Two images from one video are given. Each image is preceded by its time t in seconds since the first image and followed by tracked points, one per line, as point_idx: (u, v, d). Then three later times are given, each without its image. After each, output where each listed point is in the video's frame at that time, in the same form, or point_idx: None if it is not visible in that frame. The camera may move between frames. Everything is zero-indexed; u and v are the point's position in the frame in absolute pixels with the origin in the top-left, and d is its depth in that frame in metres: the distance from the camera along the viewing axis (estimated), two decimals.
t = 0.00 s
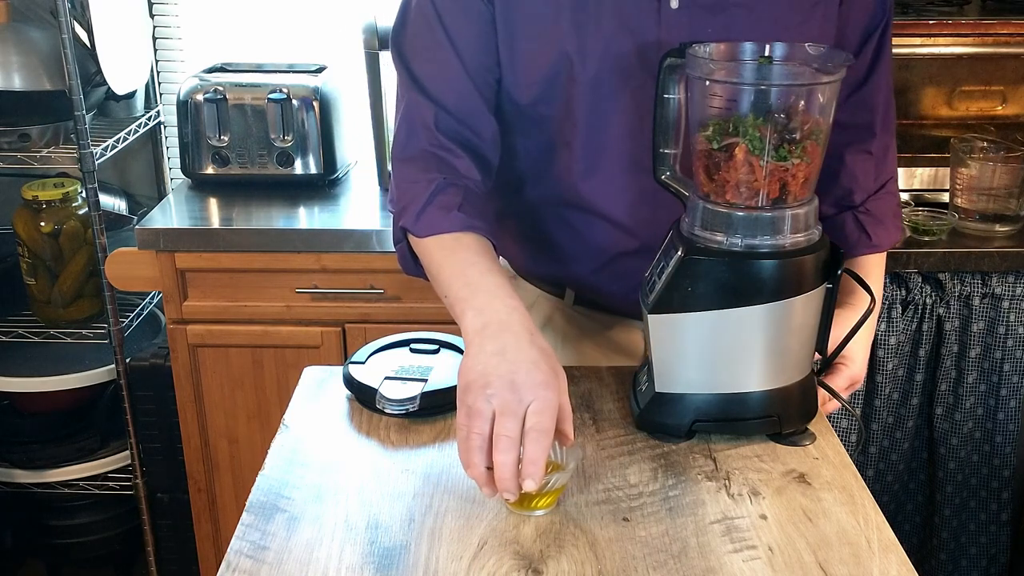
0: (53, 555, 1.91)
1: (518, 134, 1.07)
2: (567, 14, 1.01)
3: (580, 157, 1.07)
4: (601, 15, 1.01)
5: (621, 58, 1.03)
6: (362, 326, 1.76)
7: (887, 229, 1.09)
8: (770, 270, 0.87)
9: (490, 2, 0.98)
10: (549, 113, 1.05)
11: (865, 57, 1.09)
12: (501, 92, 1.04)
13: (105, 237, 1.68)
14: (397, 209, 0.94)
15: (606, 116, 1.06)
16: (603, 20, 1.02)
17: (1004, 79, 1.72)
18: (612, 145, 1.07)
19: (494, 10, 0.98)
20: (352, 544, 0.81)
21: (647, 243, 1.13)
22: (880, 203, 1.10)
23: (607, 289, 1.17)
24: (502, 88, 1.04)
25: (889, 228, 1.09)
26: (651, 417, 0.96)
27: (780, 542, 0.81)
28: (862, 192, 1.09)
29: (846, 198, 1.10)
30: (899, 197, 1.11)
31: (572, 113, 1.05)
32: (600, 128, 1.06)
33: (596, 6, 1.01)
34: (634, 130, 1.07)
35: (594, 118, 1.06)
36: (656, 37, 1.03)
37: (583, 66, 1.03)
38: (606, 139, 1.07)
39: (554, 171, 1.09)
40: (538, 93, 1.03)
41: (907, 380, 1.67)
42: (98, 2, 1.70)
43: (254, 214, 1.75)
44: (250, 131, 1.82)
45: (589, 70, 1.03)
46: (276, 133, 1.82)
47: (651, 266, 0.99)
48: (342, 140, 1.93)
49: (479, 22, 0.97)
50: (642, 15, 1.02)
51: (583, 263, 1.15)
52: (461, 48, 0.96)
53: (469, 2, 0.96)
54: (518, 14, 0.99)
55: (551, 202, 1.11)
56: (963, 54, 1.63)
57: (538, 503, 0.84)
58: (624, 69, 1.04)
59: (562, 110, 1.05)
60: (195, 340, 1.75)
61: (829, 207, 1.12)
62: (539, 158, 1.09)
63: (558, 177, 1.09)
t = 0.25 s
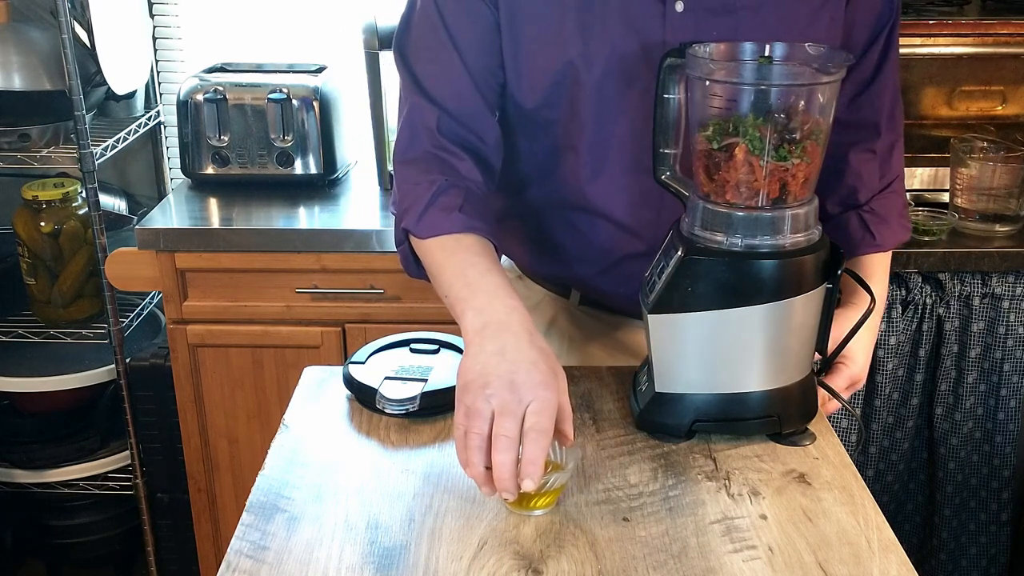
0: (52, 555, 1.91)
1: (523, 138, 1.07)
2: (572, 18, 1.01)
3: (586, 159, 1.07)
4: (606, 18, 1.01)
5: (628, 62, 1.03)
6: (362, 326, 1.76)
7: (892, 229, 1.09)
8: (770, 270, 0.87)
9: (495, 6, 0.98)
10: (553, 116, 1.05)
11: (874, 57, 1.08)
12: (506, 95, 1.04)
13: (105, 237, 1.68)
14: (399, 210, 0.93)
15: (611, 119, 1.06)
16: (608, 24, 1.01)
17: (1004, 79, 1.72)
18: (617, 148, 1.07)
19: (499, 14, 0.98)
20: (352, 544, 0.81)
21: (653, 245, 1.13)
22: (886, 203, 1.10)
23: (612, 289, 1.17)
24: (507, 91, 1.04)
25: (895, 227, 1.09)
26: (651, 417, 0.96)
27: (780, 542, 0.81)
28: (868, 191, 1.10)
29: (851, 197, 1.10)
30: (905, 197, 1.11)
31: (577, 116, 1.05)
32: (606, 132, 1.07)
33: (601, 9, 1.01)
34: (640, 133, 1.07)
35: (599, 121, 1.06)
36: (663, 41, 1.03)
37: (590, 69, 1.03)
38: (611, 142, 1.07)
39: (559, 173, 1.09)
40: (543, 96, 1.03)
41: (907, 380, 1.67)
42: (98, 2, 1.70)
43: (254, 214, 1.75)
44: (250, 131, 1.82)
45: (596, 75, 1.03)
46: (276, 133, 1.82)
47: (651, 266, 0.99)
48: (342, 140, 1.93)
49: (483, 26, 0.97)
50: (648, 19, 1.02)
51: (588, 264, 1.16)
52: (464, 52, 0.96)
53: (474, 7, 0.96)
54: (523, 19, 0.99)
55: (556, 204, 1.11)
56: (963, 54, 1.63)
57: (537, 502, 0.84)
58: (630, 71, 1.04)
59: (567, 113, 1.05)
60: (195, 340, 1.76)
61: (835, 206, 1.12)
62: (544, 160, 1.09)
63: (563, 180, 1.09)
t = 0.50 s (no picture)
0: (52, 555, 1.91)
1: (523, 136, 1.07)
2: (572, 17, 1.01)
3: (586, 157, 1.07)
4: (605, 17, 1.01)
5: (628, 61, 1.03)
6: (362, 326, 1.76)
7: (895, 225, 1.09)
8: (770, 270, 0.87)
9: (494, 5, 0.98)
10: (554, 115, 1.05)
11: (875, 54, 1.08)
12: (506, 94, 1.04)
13: (105, 237, 1.68)
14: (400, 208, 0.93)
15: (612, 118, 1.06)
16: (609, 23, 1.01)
17: (1004, 79, 1.72)
18: (617, 147, 1.07)
19: (498, 13, 0.98)
20: (352, 544, 0.81)
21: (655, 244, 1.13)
22: (889, 198, 1.10)
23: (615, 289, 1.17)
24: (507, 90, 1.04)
25: (898, 224, 1.09)
26: (651, 417, 0.96)
27: (780, 542, 0.81)
28: (870, 187, 1.10)
29: (854, 192, 1.11)
30: (909, 193, 1.11)
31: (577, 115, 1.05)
32: (606, 130, 1.07)
33: (600, 8, 1.01)
34: (642, 132, 1.07)
35: (599, 120, 1.06)
36: (663, 39, 1.03)
37: (589, 69, 1.03)
38: (611, 141, 1.07)
39: (561, 172, 1.09)
40: (543, 95, 1.03)
41: (907, 380, 1.67)
42: (98, 2, 1.70)
43: (254, 214, 1.75)
44: (250, 131, 1.82)
45: (595, 74, 1.03)
46: (276, 133, 1.82)
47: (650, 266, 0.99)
48: (342, 140, 1.93)
49: (482, 25, 0.97)
50: (648, 17, 1.02)
51: (591, 263, 1.15)
52: (463, 51, 0.96)
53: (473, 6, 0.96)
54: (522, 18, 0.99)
55: (557, 202, 1.11)
56: (963, 54, 1.63)
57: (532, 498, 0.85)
58: (631, 70, 1.04)
59: (567, 112, 1.05)
60: (195, 340, 1.76)
61: (837, 202, 1.13)
62: (545, 158, 1.09)
63: (564, 178, 1.09)
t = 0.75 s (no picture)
0: (53, 555, 1.91)
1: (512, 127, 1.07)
2: (567, 12, 1.01)
3: (574, 153, 1.08)
4: (601, 15, 1.01)
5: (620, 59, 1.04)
6: (362, 326, 1.76)
7: (893, 230, 1.08)
8: (771, 270, 0.87)
9: None
10: (545, 108, 1.05)
11: (878, 63, 1.08)
12: (499, 86, 1.04)
13: (105, 237, 1.68)
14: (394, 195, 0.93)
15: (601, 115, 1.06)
16: (603, 22, 1.01)
17: (1004, 79, 1.72)
18: (605, 143, 1.07)
19: (497, 5, 0.98)
20: (352, 544, 0.81)
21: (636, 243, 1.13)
22: (889, 203, 1.09)
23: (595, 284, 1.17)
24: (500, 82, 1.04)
25: (898, 229, 1.09)
26: (651, 417, 0.96)
27: (780, 542, 0.81)
28: (870, 192, 1.10)
29: (854, 198, 1.10)
30: (909, 198, 1.10)
31: (568, 110, 1.05)
32: (596, 127, 1.07)
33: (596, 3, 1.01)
34: (630, 130, 1.07)
35: (589, 117, 1.06)
36: (654, 40, 1.03)
37: (582, 65, 1.03)
38: (599, 138, 1.07)
39: (547, 165, 1.09)
40: (536, 89, 1.03)
41: (907, 380, 1.67)
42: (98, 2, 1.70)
43: (254, 214, 1.75)
44: (250, 131, 1.82)
45: (587, 71, 1.03)
46: (276, 133, 1.82)
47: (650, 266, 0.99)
48: (342, 141, 1.93)
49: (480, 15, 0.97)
50: (640, 19, 1.02)
51: (572, 258, 1.15)
52: (460, 41, 0.96)
53: None
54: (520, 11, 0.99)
55: (543, 195, 1.11)
56: (963, 54, 1.63)
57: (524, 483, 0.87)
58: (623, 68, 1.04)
59: (559, 106, 1.05)
60: (195, 340, 1.76)
61: (837, 207, 1.13)
62: (533, 151, 1.09)
63: (551, 170, 1.09)
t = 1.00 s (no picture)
0: (53, 555, 1.91)
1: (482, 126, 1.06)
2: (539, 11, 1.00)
3: (547, 153, 1.06)
4: (573, 14, 1.00)
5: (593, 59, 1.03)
6: (362, 327, 1.76)
7: (863, 231, 1.09)
8: (771, 270, 0.87)
9: None
10: (517, 108, 1.05)
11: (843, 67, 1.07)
12: (469, 85, 1.03)
13: (105, 237, 1.68)
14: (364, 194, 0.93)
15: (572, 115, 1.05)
16: (576, 22, 1.00)
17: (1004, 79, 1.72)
18: (578, 144, 1.06)
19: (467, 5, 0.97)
20: (352, 544, 0.81)
21: (610, 242, 1.12)
22: (857, 205, 1.09)
23: (570, 284, 1.16)
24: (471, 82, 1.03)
25: (866, 229, 1.09)
26: (652, 417, 0.96)
27: (780, 542, 0.81)
28: (839, 194, 1.09)
29: (823, 199, 1.10)
30: (875, 199, 1.11)
31: (541, 110, 1.04)
32: (568, 128, 1.06)
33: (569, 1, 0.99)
34: (603, 131, 1.06)
35: (562, 116, 1.05)
36: (626, 40, 1.02)
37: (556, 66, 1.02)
38: (572, 138, 1.06)
39: (518, 165, 1.08)
40: (508, 89, 1.03)
41: (907, 380, 1.67)
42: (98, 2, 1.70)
43: (254, 214, 1.75)
44: (250, 131, 1.82)
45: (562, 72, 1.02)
46: (276, 133, 1.82)
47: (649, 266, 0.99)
48: (342, 141, 1.93)
49: (451, 13, 0.96)
50: (615, 19, 1.01)
51: (547, 258, 1.14)
52: (429, 40, 0.95)
53: None
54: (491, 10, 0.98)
55: (515, 195, 1.11)
56: (963, 54, 1.63)
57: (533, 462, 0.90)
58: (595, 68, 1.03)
59: (531, 105, 1.04)
60: (195, 340, 1.76)
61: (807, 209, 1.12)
62: (505, 151, 1.08)
63: (521, 169, 1.08)
